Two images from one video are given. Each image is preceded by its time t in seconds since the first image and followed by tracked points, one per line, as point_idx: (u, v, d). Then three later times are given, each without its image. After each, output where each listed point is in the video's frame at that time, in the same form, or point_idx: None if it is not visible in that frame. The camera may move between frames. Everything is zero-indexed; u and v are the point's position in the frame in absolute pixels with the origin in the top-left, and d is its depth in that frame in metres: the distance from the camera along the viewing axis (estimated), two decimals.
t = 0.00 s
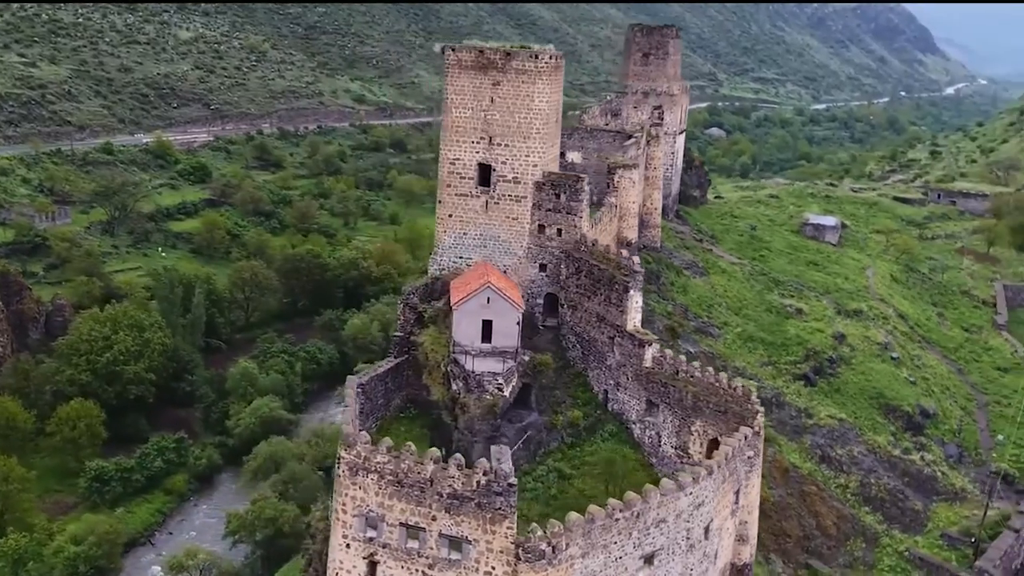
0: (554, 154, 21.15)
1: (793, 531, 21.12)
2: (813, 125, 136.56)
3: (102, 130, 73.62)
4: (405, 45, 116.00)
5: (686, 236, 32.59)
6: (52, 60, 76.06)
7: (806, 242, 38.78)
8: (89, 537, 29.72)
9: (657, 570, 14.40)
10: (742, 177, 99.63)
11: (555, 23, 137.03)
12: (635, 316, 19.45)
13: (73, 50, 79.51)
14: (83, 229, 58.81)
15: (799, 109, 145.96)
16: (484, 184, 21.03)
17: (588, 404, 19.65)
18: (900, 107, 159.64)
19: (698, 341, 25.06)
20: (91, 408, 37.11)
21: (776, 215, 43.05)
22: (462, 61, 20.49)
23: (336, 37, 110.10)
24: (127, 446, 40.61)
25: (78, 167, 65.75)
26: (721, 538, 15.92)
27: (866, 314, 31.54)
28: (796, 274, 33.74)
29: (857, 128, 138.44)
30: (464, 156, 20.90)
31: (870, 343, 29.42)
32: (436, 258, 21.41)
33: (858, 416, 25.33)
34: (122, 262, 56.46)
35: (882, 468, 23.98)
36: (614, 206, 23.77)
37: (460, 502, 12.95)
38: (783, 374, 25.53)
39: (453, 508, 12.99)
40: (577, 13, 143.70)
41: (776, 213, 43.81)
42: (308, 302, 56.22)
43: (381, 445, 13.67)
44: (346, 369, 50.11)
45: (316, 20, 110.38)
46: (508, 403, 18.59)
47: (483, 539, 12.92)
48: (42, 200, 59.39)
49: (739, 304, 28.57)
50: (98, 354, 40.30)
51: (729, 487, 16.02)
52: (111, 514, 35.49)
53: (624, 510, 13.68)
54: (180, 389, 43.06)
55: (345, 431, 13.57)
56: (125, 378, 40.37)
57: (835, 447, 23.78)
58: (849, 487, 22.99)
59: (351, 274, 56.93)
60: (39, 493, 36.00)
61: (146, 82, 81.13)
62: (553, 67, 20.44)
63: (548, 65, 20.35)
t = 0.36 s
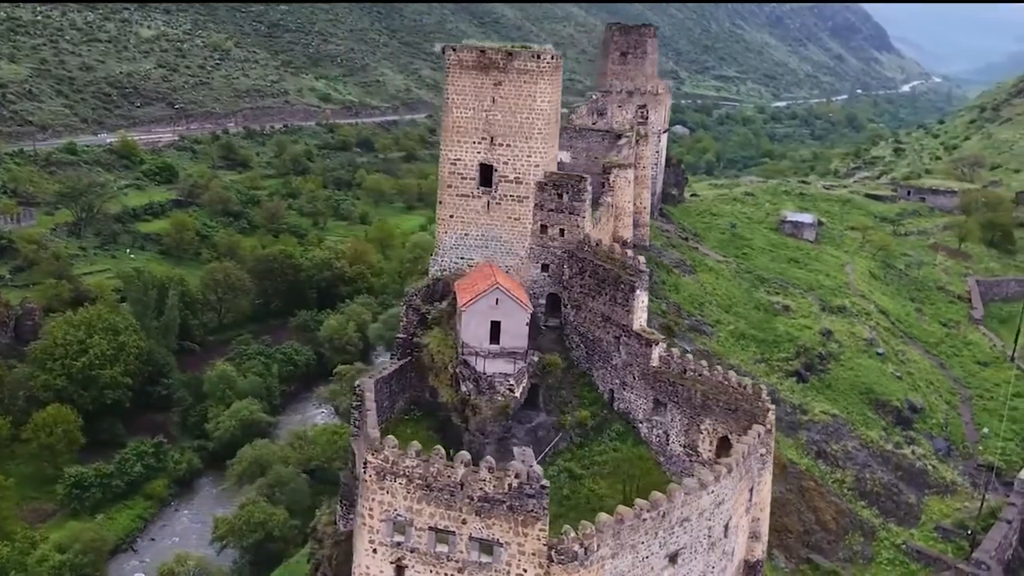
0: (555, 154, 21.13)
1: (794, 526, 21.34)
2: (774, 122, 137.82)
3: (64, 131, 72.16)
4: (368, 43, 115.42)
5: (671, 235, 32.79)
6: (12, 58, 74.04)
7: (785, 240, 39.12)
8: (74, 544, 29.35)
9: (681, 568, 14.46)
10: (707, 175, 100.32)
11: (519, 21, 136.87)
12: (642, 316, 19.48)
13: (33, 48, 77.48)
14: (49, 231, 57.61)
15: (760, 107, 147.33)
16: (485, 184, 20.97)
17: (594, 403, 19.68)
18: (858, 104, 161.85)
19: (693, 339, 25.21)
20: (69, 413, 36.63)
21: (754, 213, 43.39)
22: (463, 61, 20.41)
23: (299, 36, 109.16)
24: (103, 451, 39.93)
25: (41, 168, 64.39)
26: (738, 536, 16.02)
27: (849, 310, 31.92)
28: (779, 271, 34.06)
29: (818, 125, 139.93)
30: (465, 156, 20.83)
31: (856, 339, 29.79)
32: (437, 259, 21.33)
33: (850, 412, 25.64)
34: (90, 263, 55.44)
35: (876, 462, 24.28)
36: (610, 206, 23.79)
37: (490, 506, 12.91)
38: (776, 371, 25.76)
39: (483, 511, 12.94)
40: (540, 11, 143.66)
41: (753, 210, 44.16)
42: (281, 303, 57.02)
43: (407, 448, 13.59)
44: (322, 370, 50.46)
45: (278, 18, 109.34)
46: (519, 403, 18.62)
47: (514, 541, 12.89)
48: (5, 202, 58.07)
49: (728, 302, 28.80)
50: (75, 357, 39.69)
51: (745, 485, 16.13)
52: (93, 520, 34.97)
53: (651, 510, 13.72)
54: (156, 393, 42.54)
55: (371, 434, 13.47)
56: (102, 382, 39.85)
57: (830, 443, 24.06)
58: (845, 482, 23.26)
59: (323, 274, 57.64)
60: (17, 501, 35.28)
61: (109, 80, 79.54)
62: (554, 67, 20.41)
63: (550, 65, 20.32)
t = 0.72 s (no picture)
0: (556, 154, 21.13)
1: (795, 522, 21.60)
2: (733, 119, 138.97)
3: (22, 130, 70.55)
4: (328, 42, 114.57)
5: (657, 234, 32.99)
6: None
7: (763, 237, 39.47)
8: (60, 553, 29.13)
9: (707, 567, 14.55)
10: (670, 172, 100.95)
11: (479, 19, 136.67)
12: (649, 314, 19.53)
13: None
14: (11, 233, 56.33)
15: (719, 104, 148.63)
16: (488, 185, 20.92)
17: (601, 403, 19.76)
18: (814, 101, 163.84)
19: (689, 337, 25.36)
20: (45, 419, 35.83)
21: (730, 210, 43.74)
22: (465, 61, 20.36)
23: (259, 33, 107.92)
24: (79, 457, 39.22)
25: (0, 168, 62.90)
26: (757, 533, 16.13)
27: (832, 307, 32.33)
28: (762, 268, 34.38)
29: (776, 122, 141.35)
30: (468, 157, 20.78)
31: (842, 335, 30.18)
32: (440, 261, 21.27)
33: (842, 406, 25.99)
34: (55, 265, 54.32)
35: (870, 457, 24.63)
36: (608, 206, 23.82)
37: (526, 508, 12.88)
38: (769, 367, 26.02)
39: (519, 514, 12.92)
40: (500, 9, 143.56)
41: (729, 207, 44.52)
42: (252, 304, 56.53)
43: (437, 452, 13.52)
44: (297, 371, 50.19)
45: (238, 15, 108.02)
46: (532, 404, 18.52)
47: (551, 544, 12.88)
48: None
49: (717, 299, 29.04)
50: (48, 361, 38.91)
51: (764, 483, 16.22)
52: (73, 528, 34.37)
53: (681, 509, 13.80)
54: (130, 397, 41.88)
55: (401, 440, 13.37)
56: (76, 388, 39.13)
57: (825, 438, 24.37)
58: (842, 476, 23.56)
59: (294, 274, 57.33)
60: None
61: (67, 79, 77.82)
62: (556, 67, 20.43)
63: (553, 66, 20.32)
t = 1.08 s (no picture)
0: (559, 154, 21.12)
1: (796, 518, 21.84)
2: (692, 116, 139.90)
3: None
4: (288, 39, 113.36)
5: (642, 233, 33.11)
6: None
7: (741, 234, 39.79)
8: (43, 564, 28.89)
9: (733, 565, 14.68)
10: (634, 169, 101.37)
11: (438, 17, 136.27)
12: (656, 314, 19.62)
13: None
14: None
15: (678, 101, 149.67)
16: (490, 186, 20.86)
17: (608, 403, 19.83)
18: (771, 98, 165.51)
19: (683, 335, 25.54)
20: (20, 425, 35.15)
21: (706, 208, 44.02)
22: (468, 61, 20.28)
23: (218, 30, 106.38)
24: (54, 464, 38.46)
25: None
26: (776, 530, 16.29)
27: (814, 303, 32.71)
28: (744, 265, 34.69)
29: (734, 119, 142.57)
30: (471, 157, 20.69)
31: (828, 331, 30.56)
32: (442, 262, 21.16)
33: (833, 402, 26.34)
34: (18, 268, 53.10)
35: (863, 451, 24.99)
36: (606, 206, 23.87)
37: (562, 511, 12.89)
38: (762, 364, 26.27)
39: (555, 516, 12.92)
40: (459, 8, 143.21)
41: (705, 205, 44.82)
42: (222, 306, 55.75)
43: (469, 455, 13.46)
44: (271, 373, 49.71)
45: (196, 12, 106.40)
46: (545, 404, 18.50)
47: (587, 545, 12.89)
48: None
49: (705, 296, 29.25)
50: (20, 367, 38.12)
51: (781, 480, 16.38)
52: (52, 536, 33.71)
53: (710, 508, 13.91)
54: (104, 402, 41.15)
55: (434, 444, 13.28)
56: (50, 393, 38.38)
57: (819, 434, 24.69)
58: (837, 471, 23.88)
59: (265, 275, 56.70)
60: None
61: (23, 77, 75.49)
62: (560, 67, 20.43)
63: (556, 66, 20.31)
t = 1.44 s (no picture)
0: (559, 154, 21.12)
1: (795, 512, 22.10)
2: (650, 113, 140.59)
3: None
4: (246, 36, 111.77)
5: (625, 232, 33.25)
6: None
7: (718, 231, 40.10)
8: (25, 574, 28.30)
9: (758, 561, 14.82)
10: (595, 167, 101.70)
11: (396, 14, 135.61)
12: (661, 312, 19.71)
13: None
14: None
15: (635, 99, 150.50)
16: (492, 186, 20.80)
17: (614, 402, 19.91)
18: (727, 95, 166.98)
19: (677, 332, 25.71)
20: None
21: (681, 205, 44.27)
22: (469, 61, 20.21)
23: (174, 27, 104.57)
24: (26, 471, 37.63)
25: None
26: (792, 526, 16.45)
27: (796, 298, 33.09)
28: (725, 262, 34.99)
29: (692, 116, 143.56)
30: (472, 157, 20.61)
31: (811, 327, 30.94)
32: (443, 263, 21.07)
33: (822, 397, 26.69)
34: None
35: (854, 444, 25.35)
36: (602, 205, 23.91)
37: (597, 511, 12.91)
38: (753, 360, 26.52)
39: (589, 517, 12.93)
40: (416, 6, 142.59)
41: (679, 202, 45.08)
42: (190, 307, 54.92)
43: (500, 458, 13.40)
44: (243, 375, 49.14)
45: (151, 9, 104.57)
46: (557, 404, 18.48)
47: (622, 546, 12.91)
48: None
49: (693, 294, 29.47)
50: None
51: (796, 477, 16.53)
52: (29, 546, 33.01)
53: (737, 505, 14.02)
54: (75, 407, 40.37)
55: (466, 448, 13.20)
56: (21, 400, 37.54)
57: (811, 429, 25.00)
58: (831, 465, 24.20)
59: (233, 276, 55.97)
60: None
61: None
62: (560, 67, 20.43)
63: (557, 66, 20.31)
